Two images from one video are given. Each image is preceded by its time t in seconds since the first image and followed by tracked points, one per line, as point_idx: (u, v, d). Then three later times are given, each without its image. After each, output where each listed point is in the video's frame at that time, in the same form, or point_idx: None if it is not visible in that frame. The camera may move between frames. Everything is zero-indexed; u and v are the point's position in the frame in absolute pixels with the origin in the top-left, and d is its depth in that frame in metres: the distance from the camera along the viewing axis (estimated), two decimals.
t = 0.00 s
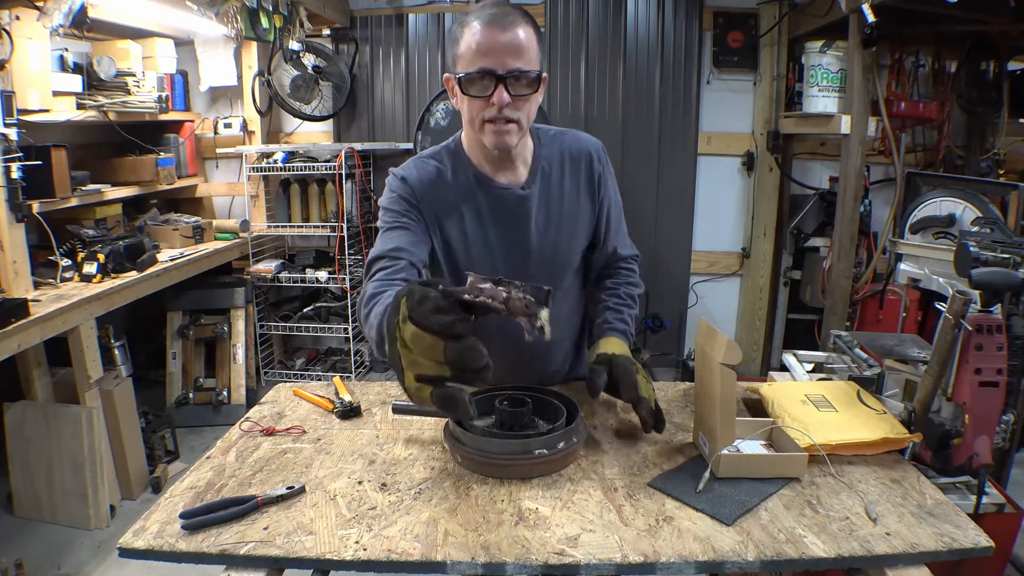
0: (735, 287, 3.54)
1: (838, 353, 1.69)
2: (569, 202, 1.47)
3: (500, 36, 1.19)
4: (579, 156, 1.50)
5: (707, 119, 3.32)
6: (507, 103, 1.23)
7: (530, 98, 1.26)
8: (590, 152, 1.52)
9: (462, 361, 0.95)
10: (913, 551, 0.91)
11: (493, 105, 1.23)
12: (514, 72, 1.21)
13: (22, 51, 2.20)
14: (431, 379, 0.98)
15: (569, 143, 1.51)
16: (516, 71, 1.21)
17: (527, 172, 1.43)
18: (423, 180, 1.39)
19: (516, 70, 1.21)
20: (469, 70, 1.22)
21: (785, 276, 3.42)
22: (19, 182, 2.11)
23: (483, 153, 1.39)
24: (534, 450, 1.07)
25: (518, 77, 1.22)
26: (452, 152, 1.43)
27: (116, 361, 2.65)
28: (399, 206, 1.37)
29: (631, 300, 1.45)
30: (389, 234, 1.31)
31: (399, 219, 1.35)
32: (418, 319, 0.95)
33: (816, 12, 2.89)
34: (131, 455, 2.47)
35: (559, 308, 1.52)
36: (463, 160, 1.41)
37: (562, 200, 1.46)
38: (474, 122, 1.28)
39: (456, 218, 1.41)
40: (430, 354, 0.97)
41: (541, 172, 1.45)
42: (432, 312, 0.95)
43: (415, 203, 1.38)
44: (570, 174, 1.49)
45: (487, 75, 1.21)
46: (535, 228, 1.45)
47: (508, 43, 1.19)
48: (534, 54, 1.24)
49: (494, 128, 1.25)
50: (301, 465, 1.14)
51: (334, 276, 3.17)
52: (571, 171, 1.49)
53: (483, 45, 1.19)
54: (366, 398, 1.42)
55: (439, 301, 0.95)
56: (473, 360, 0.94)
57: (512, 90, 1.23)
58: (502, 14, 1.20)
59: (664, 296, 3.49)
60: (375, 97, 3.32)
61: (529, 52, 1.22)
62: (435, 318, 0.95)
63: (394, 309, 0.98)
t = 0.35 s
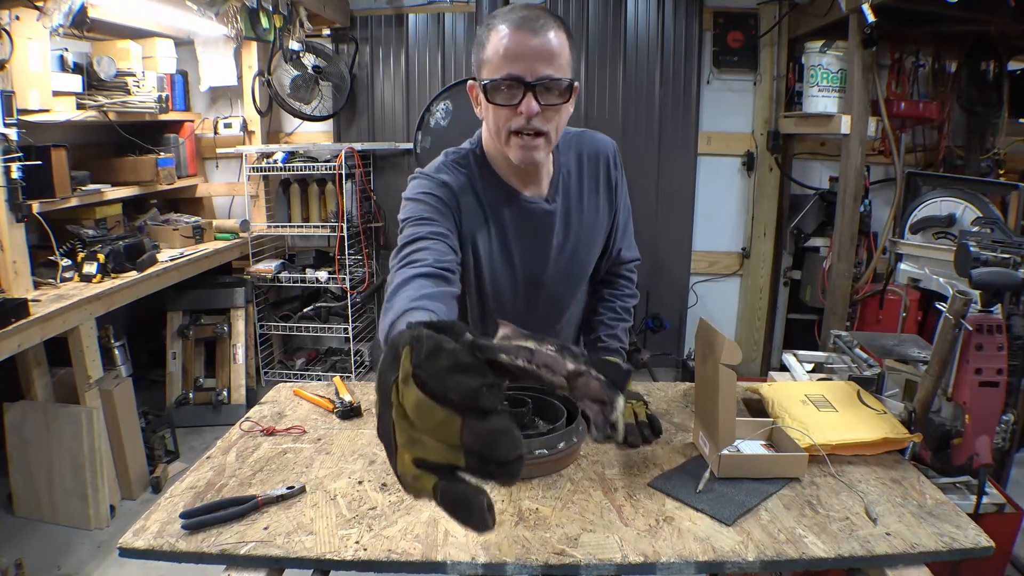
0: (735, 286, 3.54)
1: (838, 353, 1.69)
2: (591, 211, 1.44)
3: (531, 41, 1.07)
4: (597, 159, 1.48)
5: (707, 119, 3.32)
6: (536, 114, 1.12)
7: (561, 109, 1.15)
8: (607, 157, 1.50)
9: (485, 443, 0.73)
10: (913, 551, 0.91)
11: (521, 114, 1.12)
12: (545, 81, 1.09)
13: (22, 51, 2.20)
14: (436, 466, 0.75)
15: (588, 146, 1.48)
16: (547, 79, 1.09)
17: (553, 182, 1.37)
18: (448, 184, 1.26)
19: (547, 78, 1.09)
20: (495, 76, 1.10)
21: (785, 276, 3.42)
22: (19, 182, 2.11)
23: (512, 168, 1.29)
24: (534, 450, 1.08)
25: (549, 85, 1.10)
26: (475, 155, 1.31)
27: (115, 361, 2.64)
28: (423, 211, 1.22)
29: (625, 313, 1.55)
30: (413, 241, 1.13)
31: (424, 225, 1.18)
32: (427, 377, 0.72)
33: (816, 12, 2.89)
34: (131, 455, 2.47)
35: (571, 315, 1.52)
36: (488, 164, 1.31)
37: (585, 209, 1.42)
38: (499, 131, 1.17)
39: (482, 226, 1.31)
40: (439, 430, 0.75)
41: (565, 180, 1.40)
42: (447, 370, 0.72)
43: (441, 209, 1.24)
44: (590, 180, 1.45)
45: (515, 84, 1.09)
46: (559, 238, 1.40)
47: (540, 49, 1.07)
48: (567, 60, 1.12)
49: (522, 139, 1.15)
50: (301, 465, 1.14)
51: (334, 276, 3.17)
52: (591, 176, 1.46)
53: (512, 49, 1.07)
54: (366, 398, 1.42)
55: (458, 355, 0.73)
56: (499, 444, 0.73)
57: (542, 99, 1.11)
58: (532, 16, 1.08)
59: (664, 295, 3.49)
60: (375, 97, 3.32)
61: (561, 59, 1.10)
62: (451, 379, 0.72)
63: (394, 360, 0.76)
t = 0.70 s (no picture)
0: (736, 286, 3.54)
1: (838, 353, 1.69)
2: (603, 215, 1.45)
3: (544, 46, 1.05)
4: (609, 156, 1.49)
5: (707, 119, 3.32)
6: (551, 123, 1.11)
7: (577, 115, 1.14)
8: (620, 155, 1.51)
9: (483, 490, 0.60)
10: (913, 551, 0.91)
11: (536, 125, 1.12)
12: (560, 88, 1.08)
13: (22, 51, 2.21)
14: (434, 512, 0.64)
15: (601, 147, 1.48)
16: (562, 85, 1.08)
17: (569, 192, 1.36)
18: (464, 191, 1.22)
19: (562, 84, 1.08)
20: (508, 86, 1.09)
21: (785, 276, 3.42)
22: (19, 182, 2.11)
23: (524, 175, 1.24)
24: (534, 450, 1.08)
25: (564, 92, 1.09)
26: (489, 161, 1.27)
27: (115, 361, 2.64)
28: (440, 217, 1.14)
29: (628, 312, 1.59)
30: (430, 243, 1.06)
31: (442, 228, 1.10)
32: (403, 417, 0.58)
33: (816, 12, 2.89)
34: (131, 455, 2.47)
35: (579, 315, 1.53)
36: (503, 172, 1.27)
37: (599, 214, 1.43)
38: (514, 143, 1.16)
39: (498, 235, 1.28)
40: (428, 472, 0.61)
41: (578, 185, 1.39)
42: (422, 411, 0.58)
43: (458, 215, 1.18)
44: (602, 182, 1.46)
45: (529, 93, 1.08)
46: (572, 245, 1.40)
47: (554, 55, 1.06)
48: (581, 64, 1.10)
49: (539, 149, 1.14)
50: (301, 465, 1.14)
51: (334, 276, 3.17)
52: (604, 177, 1.47)
53: (525, 57, 1.06)
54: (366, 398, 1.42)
55: (436, 390, 0.58)
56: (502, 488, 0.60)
57: (558, 107, 1.10)
58: (543, 20, 1.06)
59: (664, 295, 3.49)
60: (375, 97, 3.32)
61: (576, 64, 1.08)
62: (432, 422, 0.58)
63: (367, 389, 0.62)
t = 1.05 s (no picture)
0: (735, 286, 3.54)
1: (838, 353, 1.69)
2: (602, 221, 1.46)
3: (542, 57, 1.05)
4: (608, 158, 1.50)
5: (707, 120, 3.32)
6: (550, 135, 1.11)
7: (576, 126, 1.14)
8: (619, 158, 1.52)
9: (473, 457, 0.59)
10: (913, 551, 0.91)
11: (535, 137, 1.12)
12: (559, 98, 1.08)
13: (22, 51, 2.20)
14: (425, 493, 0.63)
15: (601, 152, 1.49)
16: (561, 96, 1.08)
17: (569, 200, 1.37)
18: (467, 200, 1.21)
19: (560, 95, 1.08)
20: (506, 98, 1.09)
21: (785, 276, 3.42)
22: (19, 182, 2.11)
23: (524, 188, 1.26)
24: (534, 450, 1.07)
25: (563, 103, 1.09)
26: (489, 171, 1.27)
27: (115, 361, 2.64)
28: (443, 223, 1.14)
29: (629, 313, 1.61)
30: (432, 246, 1.05)
31: (443, 234, 1.10)
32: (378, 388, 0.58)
33: (816, 12, 2.89)
34: (131, 455, 2.47)
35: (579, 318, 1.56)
36: (502, 180, 1.28)
37: (599, 220, 1.44)
38: (513, 155, 1.16)
39: (501, 244, 1.28)
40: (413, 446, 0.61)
41: (579, 192, 1.40)
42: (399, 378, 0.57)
43: (461, 222, 1.17)
44: (602, 187, 1.47)
45: (527, 104, 1.08)
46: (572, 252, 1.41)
47: (553, 66, 1.05)
48: (581, 75, 1.10)
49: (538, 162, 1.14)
50: (300, 465, 1.14)
51: (334, 276, 3.17)
52: (603, 182, 1.48)
53: (523, 68, 1.05)
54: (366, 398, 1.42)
55: (412, 355, 0.57)
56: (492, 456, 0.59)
57: (556, 119, 1.10)
58: (541, 30, 1.06)
59: (664, 295, 3.49)
60: (375, 97, 3.32)
61: (575, 74, 1.08)
62: (411, 389, 0.58)
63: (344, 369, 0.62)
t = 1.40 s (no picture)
0: (735, 287, 3.54)
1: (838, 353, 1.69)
2: (601, 218, 1.46)
3: (539, 54, 1.06)
4: (607, 157, 1.50)
5: (707, 120, 3.32)
6: (548, 131, 1.11)
7: (574, 123, 1.14)
8: (618, 157, 1.52)
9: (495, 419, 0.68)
10: (913, 551, 0.91)
11: (532, 133, 1.12)
12: (556, 95, 1.08)
13: (22, 50, 2.20)
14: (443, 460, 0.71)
15: (599, 149, 1.49)
16: (558, 93, 1.08)
17: (568, 197, 1.37)
18: (464, 197, 1.22)
19: (558, 92, 1.08)
20: (503, 94, 1.09)
21: (785, 276, 3.43)
22: (19, 182, 2.11)
23: (523, 186, 1.26)
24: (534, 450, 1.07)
25: (560, 99, 1.09)
26: (487, 168, 1.28)
27: (115, 361, 2.64)
28: (441, 218, 1.14)
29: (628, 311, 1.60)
30: (431, 241, 1.05)
31: (442, 229, 1.10)
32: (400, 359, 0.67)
33: (816, 12, 2.89)
34: (131, 454, 2.47)
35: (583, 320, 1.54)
36: (500, 179, 1.28)
37: (597, 217, 1.44)
38: (510, 151, 1.16)
39: (500, 241, 1.28)
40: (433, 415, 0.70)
41: (577, 189, 1.40)
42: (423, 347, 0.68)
43: (459, 218, 1.18)
44: (601, 186, 1.47)
45: (525, 101, 1.08)
46: (571, 249, 1.42)
47: (550, 63, 1.06)
48: (578, 72, 1.10)
49: (536, 158, 1.15)
50: (300, 465, 1.14)
51: (334, 276, 3.17)
52: (602, 180, 1.48)
53: (520, 65, 1.06)
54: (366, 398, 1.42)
55: (432, 326, 0.68)
56: (511, 416, 0.68)
57: (553, 115, 1.10)
58: (538, 27, 1.07)
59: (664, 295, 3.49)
60: (375, 97, 3.32)
61: (572, 70, 1.08)
62: (434, 356, 0.68)
63: (358, 346, 0.70)
